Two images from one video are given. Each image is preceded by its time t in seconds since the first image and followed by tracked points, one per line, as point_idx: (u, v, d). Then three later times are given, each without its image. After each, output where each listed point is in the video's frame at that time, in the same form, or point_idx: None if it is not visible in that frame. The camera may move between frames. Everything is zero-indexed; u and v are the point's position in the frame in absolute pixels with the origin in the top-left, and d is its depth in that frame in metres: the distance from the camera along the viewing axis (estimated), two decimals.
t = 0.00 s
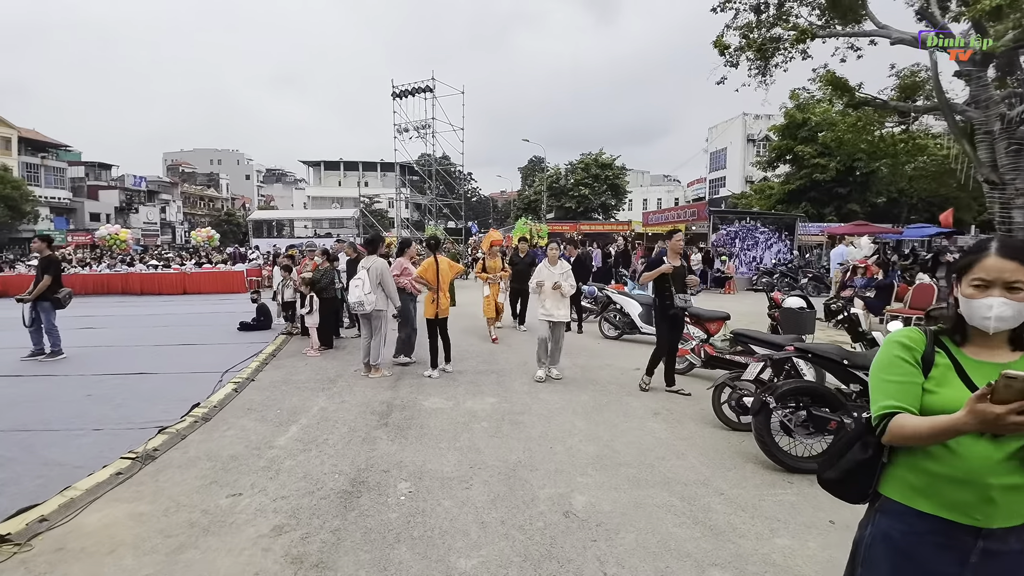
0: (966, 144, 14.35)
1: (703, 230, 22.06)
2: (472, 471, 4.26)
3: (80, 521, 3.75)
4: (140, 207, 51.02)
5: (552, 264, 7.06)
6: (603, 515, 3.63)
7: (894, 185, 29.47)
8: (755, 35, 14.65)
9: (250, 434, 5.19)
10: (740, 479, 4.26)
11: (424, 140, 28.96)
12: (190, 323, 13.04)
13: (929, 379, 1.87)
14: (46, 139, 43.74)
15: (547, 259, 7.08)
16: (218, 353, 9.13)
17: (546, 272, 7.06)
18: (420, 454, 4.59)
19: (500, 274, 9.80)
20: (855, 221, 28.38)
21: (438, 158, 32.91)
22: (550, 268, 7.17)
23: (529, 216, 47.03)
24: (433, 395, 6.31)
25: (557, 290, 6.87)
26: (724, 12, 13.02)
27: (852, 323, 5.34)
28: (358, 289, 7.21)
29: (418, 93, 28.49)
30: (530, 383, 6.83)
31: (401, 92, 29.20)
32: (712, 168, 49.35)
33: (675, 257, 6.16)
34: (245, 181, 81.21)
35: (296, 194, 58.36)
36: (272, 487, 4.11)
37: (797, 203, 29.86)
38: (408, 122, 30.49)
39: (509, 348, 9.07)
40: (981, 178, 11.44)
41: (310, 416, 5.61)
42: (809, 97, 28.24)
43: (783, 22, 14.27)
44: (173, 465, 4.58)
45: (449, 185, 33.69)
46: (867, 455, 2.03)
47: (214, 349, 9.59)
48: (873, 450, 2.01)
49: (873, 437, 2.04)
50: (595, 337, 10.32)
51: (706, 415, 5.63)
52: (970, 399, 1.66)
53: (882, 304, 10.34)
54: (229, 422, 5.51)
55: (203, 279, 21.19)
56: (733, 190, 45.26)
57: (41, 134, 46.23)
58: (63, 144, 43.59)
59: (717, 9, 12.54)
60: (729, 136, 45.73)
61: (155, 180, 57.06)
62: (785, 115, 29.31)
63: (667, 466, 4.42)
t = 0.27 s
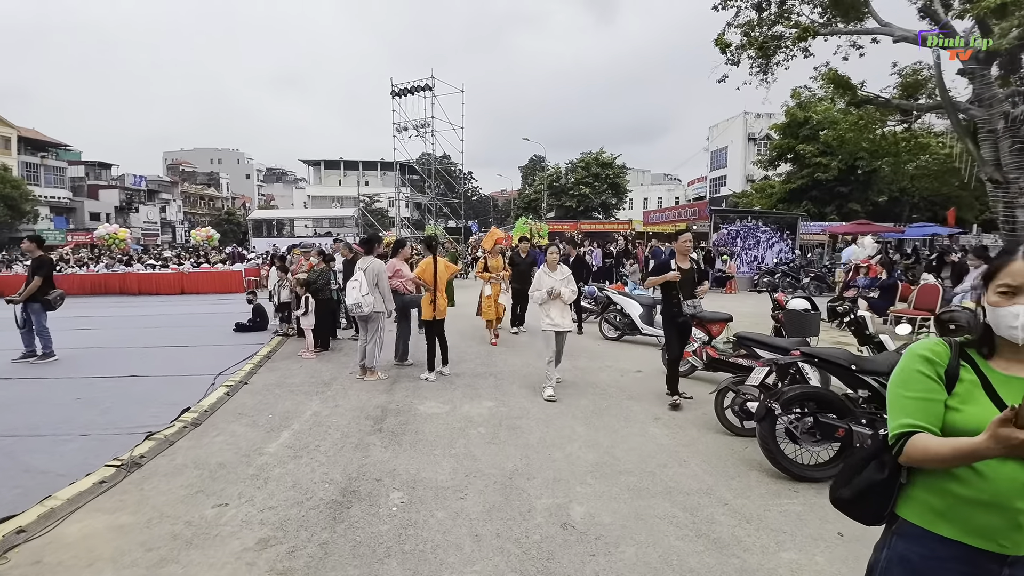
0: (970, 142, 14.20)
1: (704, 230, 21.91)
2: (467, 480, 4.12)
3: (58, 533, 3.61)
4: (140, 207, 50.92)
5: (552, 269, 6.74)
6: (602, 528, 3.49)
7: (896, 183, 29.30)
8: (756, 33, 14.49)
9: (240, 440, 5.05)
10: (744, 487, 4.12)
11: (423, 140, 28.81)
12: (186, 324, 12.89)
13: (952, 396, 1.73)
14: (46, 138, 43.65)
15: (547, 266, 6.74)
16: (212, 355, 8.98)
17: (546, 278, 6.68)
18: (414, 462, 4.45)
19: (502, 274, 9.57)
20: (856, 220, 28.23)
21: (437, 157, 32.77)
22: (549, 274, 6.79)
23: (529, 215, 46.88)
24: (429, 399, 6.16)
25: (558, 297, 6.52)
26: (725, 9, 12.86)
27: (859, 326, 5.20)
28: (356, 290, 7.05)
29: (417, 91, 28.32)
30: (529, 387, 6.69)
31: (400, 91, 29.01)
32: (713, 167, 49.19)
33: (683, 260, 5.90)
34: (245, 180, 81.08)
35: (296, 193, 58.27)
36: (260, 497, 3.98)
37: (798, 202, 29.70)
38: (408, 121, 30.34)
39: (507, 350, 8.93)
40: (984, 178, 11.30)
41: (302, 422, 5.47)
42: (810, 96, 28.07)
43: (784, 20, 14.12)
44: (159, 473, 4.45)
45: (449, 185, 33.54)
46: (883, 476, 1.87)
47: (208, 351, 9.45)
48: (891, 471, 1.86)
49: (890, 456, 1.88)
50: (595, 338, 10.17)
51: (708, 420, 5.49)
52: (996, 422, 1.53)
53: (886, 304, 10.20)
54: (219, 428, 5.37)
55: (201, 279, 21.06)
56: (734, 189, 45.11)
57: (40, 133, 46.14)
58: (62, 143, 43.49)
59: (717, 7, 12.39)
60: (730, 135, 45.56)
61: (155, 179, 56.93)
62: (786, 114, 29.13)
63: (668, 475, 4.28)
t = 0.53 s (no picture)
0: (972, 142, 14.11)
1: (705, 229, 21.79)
2: (462, 486, 4.01)
3: (40, 542, 3.51)
4: (141, 207, 50.90)
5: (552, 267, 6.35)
6: (599, 537, 3.39)
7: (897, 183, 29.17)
8: (757, 32, 14.39)
9: (231, 444, 4.95)
10: (746, 494, 4.02)
11: (423, 139, 28.70)
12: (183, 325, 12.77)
13: (970, 405, 1.62)
14: (46, 138, 43.57)
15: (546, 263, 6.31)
16: (207, 357, 8.88)
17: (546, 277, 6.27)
18: (408, 467, 4.35)
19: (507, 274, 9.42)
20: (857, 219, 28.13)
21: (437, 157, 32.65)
22: (548, 272, 6.35)
23: (529, 215, 46.77)
24: (425, 401, 6.06)
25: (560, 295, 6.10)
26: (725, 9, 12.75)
27: (863, 328, 5.09)
28: (351, 291, 6.96)
29: (416, 91, 28.21)
30: (527, 389, 6.58)
31: (400, 91, 28.84)
32: (713, 167, 49.07)
33: (685, 262, 5.73)
34: (245, 180, 81.00)
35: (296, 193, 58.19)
36: (250, 504, 3.87)
37: (799, 201, 29.59)
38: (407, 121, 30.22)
39: (506, 352, 8.81)
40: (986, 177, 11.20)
41: (296, 425, 5.37)
42: (811, 95, 27.95)
43: (785, 19, 14.01)
44: (147, 479, 4.35)
45: (449, 184, 33.44)
46: (895, 489, 1.73)
47: (204, 352, 9.35)
48: (905, 484, 1.71)
49: (902, 466, 1.74)
50: (595, 339, 10.06)
51: (709, 423, 5.38)
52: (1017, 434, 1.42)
53: (889, 305, 10.10)
54: (210, 431, 5.27)
55: (200, 280, 20.96)
56: (734, 189, 45.02)
57: (40, 133, 46.06)
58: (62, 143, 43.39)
59: (717, 6, 12.28)
60: (730, 134, 45.45)
61: (155, 180, 56.86)
62: (787, 113, 29.02)
63: (668, 481, 4.17)
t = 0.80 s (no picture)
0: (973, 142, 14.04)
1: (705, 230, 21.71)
2: (457, 492, 3.94)
3: (25, 549, 3.44)
4: (141, 208, 50.86)
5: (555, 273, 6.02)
6: (597, 544, 3.32)
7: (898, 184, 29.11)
8: (757, 32, 14.31)
9: (224, 448, 4.88)
10: (747, 499, 3.94)
11: (422, 140, 28.63)
12: (180, 326, 12.69)
13: (980, 410, 1.54)
14: (46, 140, 43.51)
15: (549, 268, 6.05)
16: (203, 359, 8.81)
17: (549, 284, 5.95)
18: (403, 472, 4.28)
19: (510, 277, 8.99)
20: (858, 220, 28.07)
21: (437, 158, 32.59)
22: (553, 279, 6.09)
23: (529, 216, 46.70)
24: (422, 404, 5.99)
25: (564, 303, 5.74)
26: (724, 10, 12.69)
27: (865, 330, 5.01)
28: (346, 292, 6.88)
29: (416, 92, 28.15)
30: (524, 391, 6.50)
31: (400, 92, 28.77)
32: (713, 168, 49.00)
33: (683, 262, 5.65)
34: (245, 181, 80.96)
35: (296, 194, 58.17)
36: (241, 509, 3.80)
37: (799, 203, 29.52)
38: (407, 122, 30.13)
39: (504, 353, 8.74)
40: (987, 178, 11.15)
41: (290, 428, 5.30)
42: (811, 95, 27.89)
43: (785, 20, 13.94)
44: (137, 483, 4.28)
45: (449, 186, 33.37)
46: (902, 497, 1.64)
47: (200, 354, 9.27)
48: (912, 492, 1.63)
49: (909, 474, 1.65)
50: (594, 341, 9.99)
51: (709, 426, 5.31)
52: None
53: (890, 306, 10.02)
54: (203, 435, 5.19)
55: (199, 281, 20.88)
56: (734, 190, 44.97)
57: (40, 134, 46.01)
58: (62, 144, 43.33)
59: (717, 6, 12.23)
60: (730, 135, 45.38)
61: (155, 181, 56.83)
62: (787, 114, 28.96)
63: (667, 486, 4.10)
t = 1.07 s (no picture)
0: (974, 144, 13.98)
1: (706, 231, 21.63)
2: (454, 497, 3.87)
3: (12, 555, 3.37)
4: (141, 209, 50.80)
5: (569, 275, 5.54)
6: (596, 550, 3.25)
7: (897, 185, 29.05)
8: (757, 33, 14.25)
9: (218, 451, 4.81)
10: (749, 504, 3.87)
11: (422, 141, 28.59)
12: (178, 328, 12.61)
13: (994, 415, 1.46)
14: (46, 141, 43.50)
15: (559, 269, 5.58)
16: (199, 361, 8.73)
17: (562, 288, 5.50)
18: (399, 476, 4.21)
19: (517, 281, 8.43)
20: (858, 222, 28.01)
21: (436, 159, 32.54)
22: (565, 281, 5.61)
23: (529, 218, 46.65)
24: (420, 407, 5.92)
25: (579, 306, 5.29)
26: (725, 11, 12.63)
27: (868, 332, 4.95)
28: (342, 293, 6.81)
29: (415, 93, 28.09)
30: (522, 394, 6.42)
31: (399, 93, 28.70)
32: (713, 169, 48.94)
33: (686, 264, 5.52)
34: (245, 183, 80.91)
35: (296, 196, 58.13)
36: (234, 514, 3.73)
37: (799, 204, 29.47)
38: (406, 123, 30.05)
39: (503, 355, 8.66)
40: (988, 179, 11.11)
41: (285, 431, 5.23)
42: (812, 97, 27.83)
43: (785, 21, 13.89)
44: (128, 487, 4.21)
45: (448, 187, 33.30)
46: (913, 506, 1.56)
47: (196, 356, 9.20)
48: (926, 502, 1.55)
49: (921, 482, 1.57)
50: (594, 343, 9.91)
51: (710, 429, 5.24)
52: None
53: (892, 308, 9.95)
54: (198, 438, 5.12)
55: (197, 282, 20.80)
56: (734, 191, 44.92)
57: (40, 135, 46.01)
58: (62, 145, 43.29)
59: (717, 7, 12.21)
60: (731, 137, 45.33)
61: (155, 183, 56.77)
62: (787, 115, 28.91)
63: (667, 491, 4.03)
